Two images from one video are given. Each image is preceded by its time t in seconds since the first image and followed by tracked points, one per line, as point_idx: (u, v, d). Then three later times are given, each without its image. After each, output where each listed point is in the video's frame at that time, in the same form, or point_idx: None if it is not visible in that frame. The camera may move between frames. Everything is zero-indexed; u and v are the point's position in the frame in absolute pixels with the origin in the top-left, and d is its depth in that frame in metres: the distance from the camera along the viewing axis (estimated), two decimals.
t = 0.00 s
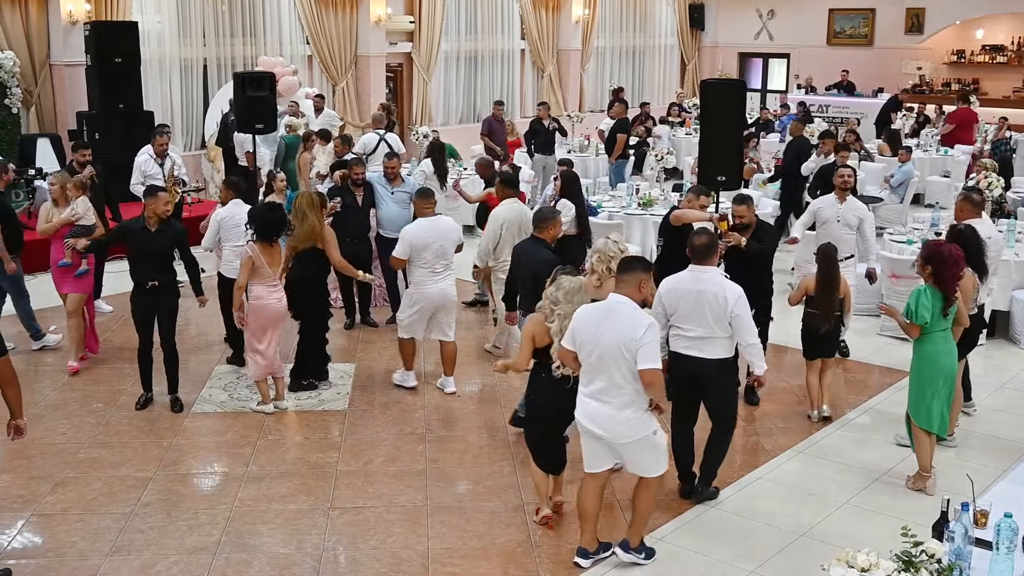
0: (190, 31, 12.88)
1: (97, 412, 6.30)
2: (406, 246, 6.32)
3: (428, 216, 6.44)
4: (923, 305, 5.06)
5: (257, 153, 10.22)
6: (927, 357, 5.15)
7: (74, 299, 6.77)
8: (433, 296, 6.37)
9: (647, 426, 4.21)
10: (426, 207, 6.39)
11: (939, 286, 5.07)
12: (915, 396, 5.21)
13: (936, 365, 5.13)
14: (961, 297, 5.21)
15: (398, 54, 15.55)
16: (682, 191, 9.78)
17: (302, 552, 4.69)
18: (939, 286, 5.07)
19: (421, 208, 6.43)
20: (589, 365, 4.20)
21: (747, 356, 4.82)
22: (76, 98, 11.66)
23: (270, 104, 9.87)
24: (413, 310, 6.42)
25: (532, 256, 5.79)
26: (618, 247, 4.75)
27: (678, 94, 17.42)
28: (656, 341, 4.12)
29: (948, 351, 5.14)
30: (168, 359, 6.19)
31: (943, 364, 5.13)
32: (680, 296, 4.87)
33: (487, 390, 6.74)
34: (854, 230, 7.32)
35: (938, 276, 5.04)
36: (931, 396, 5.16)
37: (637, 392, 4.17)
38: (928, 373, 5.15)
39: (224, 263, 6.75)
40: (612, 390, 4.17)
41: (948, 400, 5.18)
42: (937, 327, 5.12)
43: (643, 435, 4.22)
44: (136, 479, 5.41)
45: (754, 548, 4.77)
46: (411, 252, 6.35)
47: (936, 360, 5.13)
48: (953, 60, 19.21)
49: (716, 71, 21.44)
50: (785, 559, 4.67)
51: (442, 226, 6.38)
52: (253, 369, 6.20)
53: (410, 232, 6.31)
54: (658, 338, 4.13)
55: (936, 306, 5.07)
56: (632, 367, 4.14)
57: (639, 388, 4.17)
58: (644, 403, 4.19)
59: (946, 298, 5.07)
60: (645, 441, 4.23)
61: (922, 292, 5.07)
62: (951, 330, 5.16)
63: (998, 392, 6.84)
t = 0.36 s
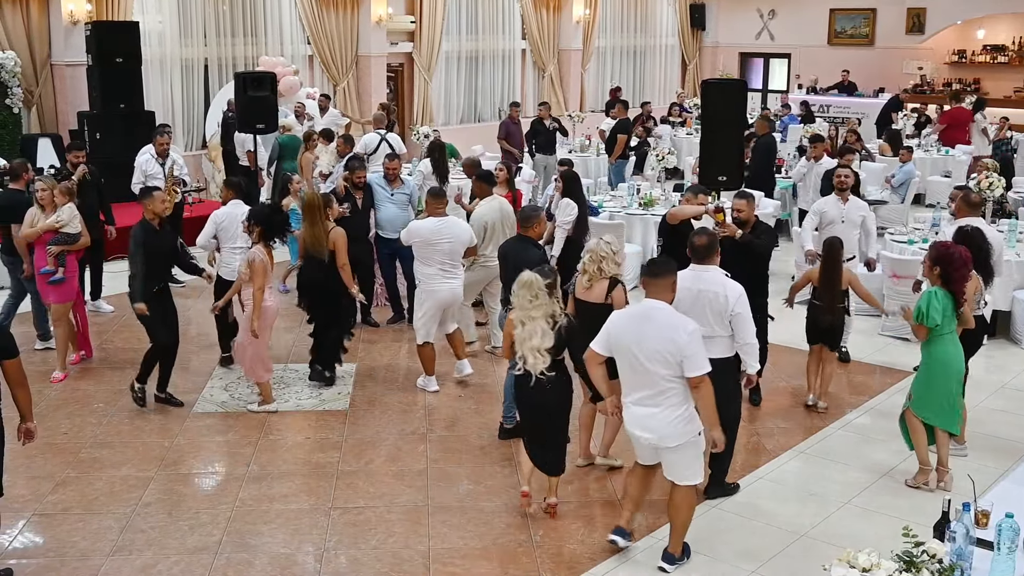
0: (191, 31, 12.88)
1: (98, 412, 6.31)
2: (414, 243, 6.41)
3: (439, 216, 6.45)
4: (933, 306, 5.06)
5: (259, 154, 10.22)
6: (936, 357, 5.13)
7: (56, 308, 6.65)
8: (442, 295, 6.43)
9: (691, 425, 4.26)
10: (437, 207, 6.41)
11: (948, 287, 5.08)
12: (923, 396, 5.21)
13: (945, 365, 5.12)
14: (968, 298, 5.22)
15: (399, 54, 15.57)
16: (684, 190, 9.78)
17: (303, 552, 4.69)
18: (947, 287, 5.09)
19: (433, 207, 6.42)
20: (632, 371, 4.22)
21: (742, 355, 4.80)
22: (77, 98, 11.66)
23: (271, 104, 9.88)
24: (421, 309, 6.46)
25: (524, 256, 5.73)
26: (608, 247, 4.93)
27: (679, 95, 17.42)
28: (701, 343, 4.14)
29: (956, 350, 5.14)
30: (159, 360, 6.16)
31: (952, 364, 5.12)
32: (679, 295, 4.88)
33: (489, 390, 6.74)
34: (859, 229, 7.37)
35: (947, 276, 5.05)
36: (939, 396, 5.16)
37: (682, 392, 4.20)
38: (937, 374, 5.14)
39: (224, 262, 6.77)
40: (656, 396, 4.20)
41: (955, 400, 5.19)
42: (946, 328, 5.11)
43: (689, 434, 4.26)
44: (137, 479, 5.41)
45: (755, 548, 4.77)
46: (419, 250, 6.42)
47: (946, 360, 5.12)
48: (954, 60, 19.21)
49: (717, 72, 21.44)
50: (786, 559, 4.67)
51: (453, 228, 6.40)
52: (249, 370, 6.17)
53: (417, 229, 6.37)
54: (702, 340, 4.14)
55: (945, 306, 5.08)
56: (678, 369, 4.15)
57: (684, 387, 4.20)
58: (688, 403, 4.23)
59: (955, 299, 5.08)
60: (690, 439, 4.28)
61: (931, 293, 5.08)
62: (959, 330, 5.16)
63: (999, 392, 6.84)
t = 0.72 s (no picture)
0: (192, 31, 12.88)
1: (99, 412, 6.31)
2: (428, 242, 6.43)
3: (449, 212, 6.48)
4: (936, 303, 5.05)
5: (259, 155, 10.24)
6: (936, 355, 5.13)
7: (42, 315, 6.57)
8: (456, 290, 6.46)
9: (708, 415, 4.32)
10: (447, 204, 6.45)
11: (948, 284, 5.07)
12: (921, 393, 5.21)
13: (942, 362, 5.12)
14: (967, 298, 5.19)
15: (400, 54, 15.59)
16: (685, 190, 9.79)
17: (304, 552, 4.69)
18: (947, 283, 5.08)
19: (442, 205, 6.47)
20: (652, 364, 4.25)
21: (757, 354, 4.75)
22: (78, 98, 11.67)
23: (273, 103, 9.89)
24: (437, 304, 6.53)
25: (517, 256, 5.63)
26: (605, 243, 4.91)
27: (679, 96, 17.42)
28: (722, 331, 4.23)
29: (955, 349, 5.14)
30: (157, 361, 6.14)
31: (951, 362, 5.13)
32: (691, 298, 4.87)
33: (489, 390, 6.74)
34: (864, 227, 7.35)
35: (949, 274, 5.05)
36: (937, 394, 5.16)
37: (703, 382, 4.27)
38: (935, 372, 5.14)
39: (218, 260, 6.74)
40: (679, 389, 4.24)
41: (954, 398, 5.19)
42: (947, 326, 5.12)
43: (706, 425, 4.32)
44: (138, 479, 5.41)
45: (755, 549, 4.77)
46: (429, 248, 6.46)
47: (943, 360, 5.12)
48: (955, 60, 19.19)
49: (718, 71, 21.44)
50: (786, 560, 4.67)
51: (464, 223, 6.42)
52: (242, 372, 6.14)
53: (430, 228, 6.39)
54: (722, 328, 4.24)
55: (946, 304, 5.07)
56: (702, 359, 4.22)
57: (705, 378, 4.27)
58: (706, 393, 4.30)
59: (956, 296, 5.08)
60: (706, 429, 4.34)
61: (932, 288, 5.07)
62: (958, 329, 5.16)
63: (999, 392, 6.84)
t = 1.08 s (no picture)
0: (192, 31, 12.88)
1: (99, 412, 6.31)
2: (430, 243, 6.39)
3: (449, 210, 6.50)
4: (927, 304, 5.05)
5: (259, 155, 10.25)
6: (931, 355, 5.13)
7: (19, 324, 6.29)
8: (456, 287, 6.49)
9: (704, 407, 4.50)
10: (447, 202, 6.46)
11: (936, 284, 5.08)
12: (915, 394, 5.20)
13: (937, 363, 5.13)
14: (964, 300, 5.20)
15: (400, 54, 15.59)
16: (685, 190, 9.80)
17: (304, 552, 4.69)
18: (937, 282, 5.08)
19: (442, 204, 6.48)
20: (664, 363, 4.30)
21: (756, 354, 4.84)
22: (78, 98, 11.68)
23: (273, 103, 9.89)
24: (435, 301, 6.58)
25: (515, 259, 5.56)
26: (603, 248, 4.91)
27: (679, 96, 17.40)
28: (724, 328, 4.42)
29: (946, 349, 5.15)
30: (151, 362, 6.10)
31: (944, 362, 5.14)
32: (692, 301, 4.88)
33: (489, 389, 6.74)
34: (849, 228, 7.33)
35: (937, 274, 5.06)
36: (930, 394, 5.16)
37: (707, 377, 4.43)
38: (929, 372, 5.14)
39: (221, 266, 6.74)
40: (689, 387, 4.34)
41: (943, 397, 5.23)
42: (939, 326, 5.12)
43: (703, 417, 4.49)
44: (138, 479, 5.41)
45: (755, 549, 4.77)
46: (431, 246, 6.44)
47: (937, 359, 5.13)
48: (956, 60, 19.20)
49: (719, 71, 21.43)
50: (786, 560, 4.66)
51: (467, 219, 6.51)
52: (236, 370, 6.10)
53: (433, 227, 6.38)
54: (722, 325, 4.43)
55: (937, 304, 5.07)
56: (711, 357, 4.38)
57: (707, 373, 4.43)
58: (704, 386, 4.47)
59: (946, 295, 5.10)
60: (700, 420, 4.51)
61: (920, 290, 5.08)
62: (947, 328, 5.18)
63: (999, 392, 6.83)
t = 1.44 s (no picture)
0: (193, 31, 12.88)
1: (100, 412, 6.31)
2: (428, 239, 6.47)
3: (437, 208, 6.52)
4: (922, 304, 5.06)
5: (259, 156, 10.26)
6: (928, 353, 5.12)
7: (4, 331, 6.00)
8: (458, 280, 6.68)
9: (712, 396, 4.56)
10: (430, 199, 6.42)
11: (931, 282, 5.08)
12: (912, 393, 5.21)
13: (933, 361, 5.12)
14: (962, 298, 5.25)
15: (400, 54, 15.58)
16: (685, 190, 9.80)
17: (304, 551, 4.69)
18: (932, 281, 5.08)
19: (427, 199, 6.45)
20: (693, 360, 4.31)
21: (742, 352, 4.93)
22: (79, 98, 11.69)
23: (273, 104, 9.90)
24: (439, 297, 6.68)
25: (516, 259, 5.50)
26: (603, 246, 4.90)
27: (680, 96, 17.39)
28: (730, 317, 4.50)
29: (944, 347, 5.15)
30: (147, 358, 6.10)
31: (941, 360, 5.13)
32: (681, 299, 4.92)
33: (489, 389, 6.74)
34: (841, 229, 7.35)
35: (929, 271, 5.06)
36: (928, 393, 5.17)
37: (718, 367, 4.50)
38: (924, 370, 5.15)
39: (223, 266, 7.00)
40: (714, 379, 4.39)
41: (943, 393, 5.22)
42: (936, 323, 5.11)
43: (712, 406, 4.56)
44: (139, 479, 5.41)
45: (755, 549, 4.76)
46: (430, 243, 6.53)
47: (934, 358, 5.12)
48: (956, 60, 19.21)
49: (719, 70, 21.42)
50: (785, 561, 4.66)
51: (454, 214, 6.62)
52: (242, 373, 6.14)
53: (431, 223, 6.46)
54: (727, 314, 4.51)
55: (931, 302, 5.07)
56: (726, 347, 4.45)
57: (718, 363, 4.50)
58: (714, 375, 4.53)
59: (942, 293, 5.09)
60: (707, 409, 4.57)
61: (916, 289, 5.08)
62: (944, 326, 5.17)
63: (1000, 392, 6.83)
